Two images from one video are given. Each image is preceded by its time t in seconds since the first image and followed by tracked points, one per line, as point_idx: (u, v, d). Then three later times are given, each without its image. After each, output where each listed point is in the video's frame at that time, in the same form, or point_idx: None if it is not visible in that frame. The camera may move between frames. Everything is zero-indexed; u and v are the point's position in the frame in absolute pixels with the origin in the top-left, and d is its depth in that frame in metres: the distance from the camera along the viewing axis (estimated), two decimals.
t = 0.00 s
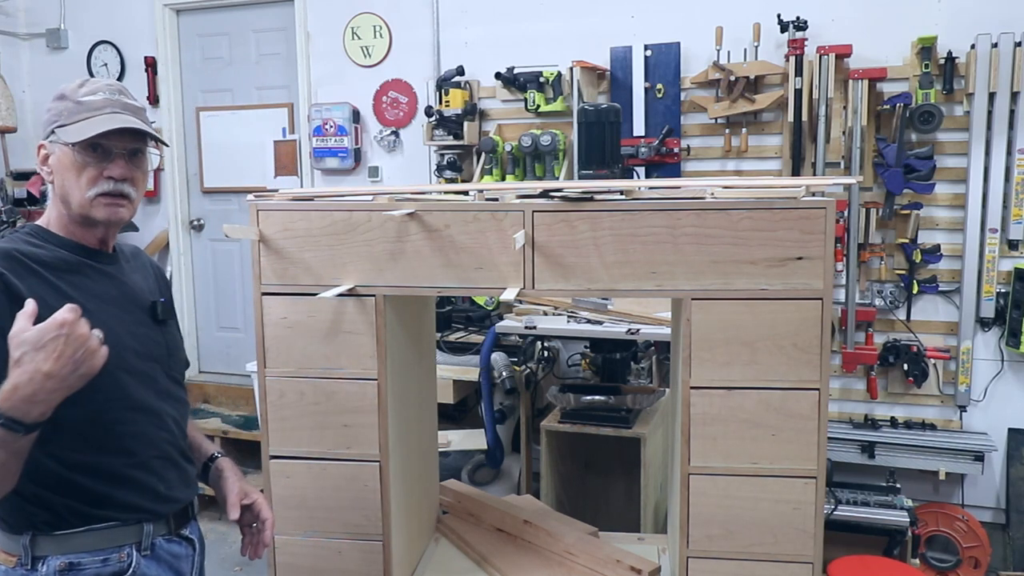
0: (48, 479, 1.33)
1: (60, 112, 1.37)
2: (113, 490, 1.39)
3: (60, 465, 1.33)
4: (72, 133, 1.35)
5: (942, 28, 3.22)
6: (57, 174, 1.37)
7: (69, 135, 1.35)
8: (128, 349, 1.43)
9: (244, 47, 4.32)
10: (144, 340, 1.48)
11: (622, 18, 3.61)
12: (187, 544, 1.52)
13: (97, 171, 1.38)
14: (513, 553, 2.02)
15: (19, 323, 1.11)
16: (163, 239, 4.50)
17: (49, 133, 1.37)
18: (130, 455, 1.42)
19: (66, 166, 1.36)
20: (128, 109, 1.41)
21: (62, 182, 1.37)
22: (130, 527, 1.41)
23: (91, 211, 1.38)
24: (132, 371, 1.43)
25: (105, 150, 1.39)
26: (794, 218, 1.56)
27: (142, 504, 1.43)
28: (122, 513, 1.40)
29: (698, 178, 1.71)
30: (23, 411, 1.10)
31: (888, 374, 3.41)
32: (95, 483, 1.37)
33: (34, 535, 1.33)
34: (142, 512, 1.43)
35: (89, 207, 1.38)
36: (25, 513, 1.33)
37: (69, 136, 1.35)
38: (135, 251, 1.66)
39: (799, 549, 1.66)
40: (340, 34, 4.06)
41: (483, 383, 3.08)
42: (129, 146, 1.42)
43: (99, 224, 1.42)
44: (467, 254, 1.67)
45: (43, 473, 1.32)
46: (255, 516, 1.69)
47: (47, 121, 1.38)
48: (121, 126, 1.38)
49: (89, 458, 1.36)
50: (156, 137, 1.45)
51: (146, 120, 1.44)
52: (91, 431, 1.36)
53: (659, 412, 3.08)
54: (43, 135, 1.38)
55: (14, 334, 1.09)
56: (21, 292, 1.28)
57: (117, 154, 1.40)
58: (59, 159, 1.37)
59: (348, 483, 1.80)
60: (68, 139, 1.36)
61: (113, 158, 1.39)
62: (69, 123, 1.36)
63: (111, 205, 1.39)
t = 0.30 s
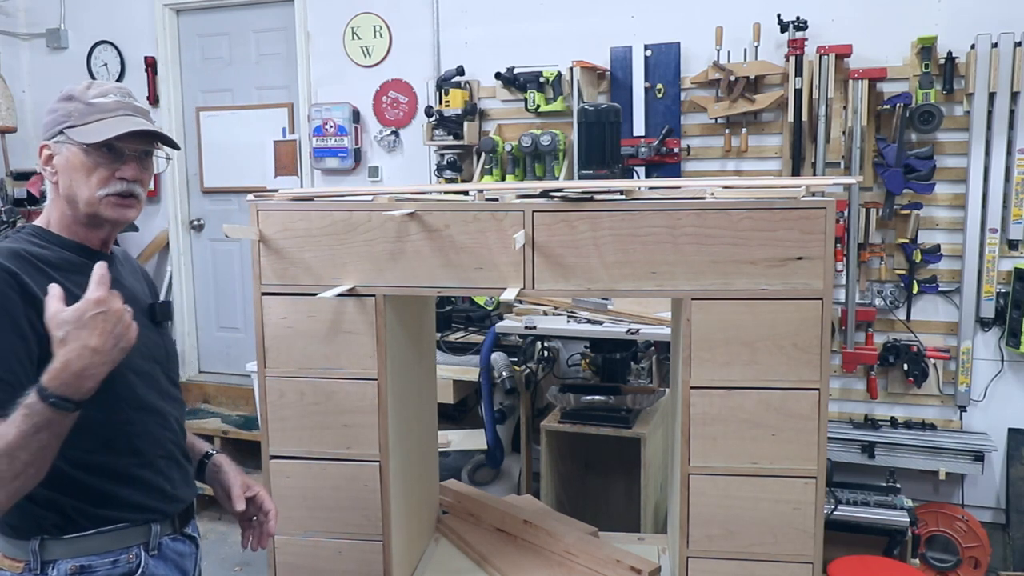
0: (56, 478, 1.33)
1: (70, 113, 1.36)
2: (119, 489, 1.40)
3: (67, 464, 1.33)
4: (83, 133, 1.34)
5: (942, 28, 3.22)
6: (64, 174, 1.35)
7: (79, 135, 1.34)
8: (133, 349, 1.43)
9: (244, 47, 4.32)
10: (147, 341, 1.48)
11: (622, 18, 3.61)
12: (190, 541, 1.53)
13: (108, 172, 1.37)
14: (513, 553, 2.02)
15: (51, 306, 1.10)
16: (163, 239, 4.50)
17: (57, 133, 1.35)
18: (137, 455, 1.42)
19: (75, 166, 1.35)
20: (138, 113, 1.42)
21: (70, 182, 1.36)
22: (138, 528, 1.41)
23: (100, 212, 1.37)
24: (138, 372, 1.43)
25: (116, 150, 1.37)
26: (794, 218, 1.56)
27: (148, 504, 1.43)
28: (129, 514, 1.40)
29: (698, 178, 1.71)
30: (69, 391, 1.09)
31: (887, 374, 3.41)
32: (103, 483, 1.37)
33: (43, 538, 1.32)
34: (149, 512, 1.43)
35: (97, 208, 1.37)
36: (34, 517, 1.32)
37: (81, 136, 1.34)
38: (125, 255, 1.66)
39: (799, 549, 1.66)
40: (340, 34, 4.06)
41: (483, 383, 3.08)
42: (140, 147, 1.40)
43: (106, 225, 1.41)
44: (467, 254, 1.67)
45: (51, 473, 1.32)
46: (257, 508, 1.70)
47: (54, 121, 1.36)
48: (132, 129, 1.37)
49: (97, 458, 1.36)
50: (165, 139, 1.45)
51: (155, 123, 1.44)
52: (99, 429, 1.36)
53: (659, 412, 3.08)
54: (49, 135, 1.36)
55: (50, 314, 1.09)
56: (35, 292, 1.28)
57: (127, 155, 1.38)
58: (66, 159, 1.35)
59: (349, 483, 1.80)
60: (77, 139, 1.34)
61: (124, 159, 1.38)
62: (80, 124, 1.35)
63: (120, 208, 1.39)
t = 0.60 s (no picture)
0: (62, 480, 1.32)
1: (82, 117, 1.34)
2: (121, 490, 1.40)
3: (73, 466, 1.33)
4: (96, 140, 1.33)
5: (942, 28, 3.22)
6: (72, 179, 1.34)
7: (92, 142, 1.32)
8: (135, 350, 1.44)
9: (244, 47, 4.32)
10: (146, 343, 1.49)
11: (622, 18, 3.61)
12: (190, 539, 1.53)
13: (118, 180, 1.36)
14: (513, 553, 2.02)
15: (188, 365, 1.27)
16: (163, 239, 4.50)
17: (67, 137, 1.33)
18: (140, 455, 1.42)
19: (84, 172, 1.34)
20: (148, 121, 1.43)
21: (78, 188, 1.34)
22: (141, 528, 1.41)
23: (106, 219, 1.37)
24: (140, 373, 1.44)
25: (127, 158, 1.36)
26: (794, 218, 1.56)
27: (149, 504, 1.44)
28: (132, 515, 1.41)
29: (698, 178, 1.71)
30: (178, 440, 1.23)
31: (888, 374, 3.41)
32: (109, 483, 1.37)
33: (49, 541, 1.32)
34: (151, 512, 1.44)
35: (103, 215, 1.36)
36: (40, 521, 1.32)
37: (93, 143, 1.33)
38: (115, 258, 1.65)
39: (798, 549, 1.66)
40: (340, 34, 4.06)
41: (483, 383, 3.08)
42: (150, 155, 1.40)
43: (110, 230, 1.41)
44: (467, 254, 1.67)
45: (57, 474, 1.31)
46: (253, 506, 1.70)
47: (63, 123, 1.34)
48: (142, 140, 1.36)
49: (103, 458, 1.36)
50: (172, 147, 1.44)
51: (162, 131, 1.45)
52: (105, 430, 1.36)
53: (659, 412, 3.08)
54: (57, 137, 1.34)
55: (194, 374, 1.23)
56: (48, 291, 1.28)
57: (137, 166, 1.38)
58: (76, 165, 1.33)
59: (349, 483, 1.80)
60: (88, 145, 1.33)
61: (135, 167, 1.37)
62: (92, 130, 1.34)
63: (127, 214, 1.39)
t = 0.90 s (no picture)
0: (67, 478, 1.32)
1: (90, 119, 1.34)
2: (126, 487, 1.41)
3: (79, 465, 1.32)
4: (103, 143, 1.33)
5: (942, 28, 3.22)
6: (78, 179, 1.34)
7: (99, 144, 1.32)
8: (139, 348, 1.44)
9: (244, 47, 4.32)
10: (151, 342, 1.49)
11: (622, 18, 3.61)
12: (194, 538, 1.53)
13: (122, 183, 1.35)
14: (513, 554, 2.02)
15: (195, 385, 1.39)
16: (163, 239, 4.51)
17: (74, 138, 1.33)
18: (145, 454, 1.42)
19: (90, 173, 1.34)
20: (156, 126, 1.42)
21: (83, 188, 1.34)
22: (148, 525, 1.42)
23: (109, 221, 1.37)
24: (145, 372, 1.44)
25: (133, 162, 1.36)
26: (794, 218, 1.56)
27: (154, 502, 1.44)
28: (138, 512, 1.41)
29: (698, 178, 1.71)
30: (185, 452, 1.34)
31: (888, 374, 3.41)
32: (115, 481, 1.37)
33: (55, 538, 1.32)
34: (157, 509, 1.44)
35: (106, 217, 1.36)
36: (46, 519, 1.32)
37: (100, 146, 1.33)
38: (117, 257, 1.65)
39: (799, 549, 1.66)
40: (340, 34, 4.06)
41: (483, 383, 3.08)
42: (156, 160, 1.40)
43: (112, 232, 1.41)
44: (467, 254, 1.67)
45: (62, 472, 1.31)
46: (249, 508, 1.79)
47: (71, 123, 1.34)
48: (148, 145, 1.36)
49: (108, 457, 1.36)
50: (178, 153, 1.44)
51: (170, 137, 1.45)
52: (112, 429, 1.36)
53: (659, 412, 3.08)
54: (64, 137, 1.34)
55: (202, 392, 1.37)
56: (55, 290, 1.28)
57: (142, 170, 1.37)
58: (82, 166, 1.33)
59: (349, 483, 1.80)
60: (95, 147, 1.33)
61: (140, 170, 1.37)
62: (99, 133, 1.34)
63: (130, 217, 1.38)
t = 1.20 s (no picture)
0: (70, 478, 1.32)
1: (93, 118, 1.34)
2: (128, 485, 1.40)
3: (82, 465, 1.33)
4: (107, 141, 1.33)
5: (942, 27, 3.22)
6: (81, 179, 1.34)
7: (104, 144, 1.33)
8: (140, 347, 1.43)
9: (244, 47, 4.32)
10: (151, 341, 1.48)
11: (622, 18, 3.61)
12: (196, 537, 1.53)
13: (128, 181, 1.36)
14: (513, 554, 2.02)
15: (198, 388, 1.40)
16: (164, 239, 4.51)
17: (76, 137, 1.33)
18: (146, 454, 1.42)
19: (94, 173, 1.34)
20: (157, 123, 1.43)
21: (88, 188, 1.34)
22: (150, 523, 1.42)
23: (115, 220, 1.37)
24: (146, 371, 1.43)
25: (138, 160, 1.36)
26: (794, 217, 1.56)
27: (154, 500, 1.43)
28: (139, 511, 1.41)
29: (698, 178, 1.71)
30: (189, 452, 1.34)
31: (888, 374, 3.41)
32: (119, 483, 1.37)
33: (56, 536, 1.32)
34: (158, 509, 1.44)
35: (111, 217, 1.36)
36: (47, 517, 1.32)
37: (105, 144, 1.33)
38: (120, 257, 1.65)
39: (799, 549, 1.66)
40: (340, 34, 4.06)
41: (483, 383, 3.08)
42: (160, 158, 1.41)
43: (115, 231, 1.41)
44: (468, 254, 1.67)
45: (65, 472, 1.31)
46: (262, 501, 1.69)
47: (72, 123, 1.34)
48: (154, 143, 1.37)
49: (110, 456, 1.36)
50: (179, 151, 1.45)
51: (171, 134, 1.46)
52: (113, 429, 1.36)
53: (659, 412, 3.08)
54: (65, 137, 1.33)
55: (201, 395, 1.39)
56: (54, 291, 1.28)
57: (146, 168, 1.38)
58: (84, 165, 1.33)
59: (349, 482, 1.80)
60: (99, 146, 1.33)
61: (145, 169, 1.37)
62: (103, 131, 1.34)
63: (136, 215, 1.38)
